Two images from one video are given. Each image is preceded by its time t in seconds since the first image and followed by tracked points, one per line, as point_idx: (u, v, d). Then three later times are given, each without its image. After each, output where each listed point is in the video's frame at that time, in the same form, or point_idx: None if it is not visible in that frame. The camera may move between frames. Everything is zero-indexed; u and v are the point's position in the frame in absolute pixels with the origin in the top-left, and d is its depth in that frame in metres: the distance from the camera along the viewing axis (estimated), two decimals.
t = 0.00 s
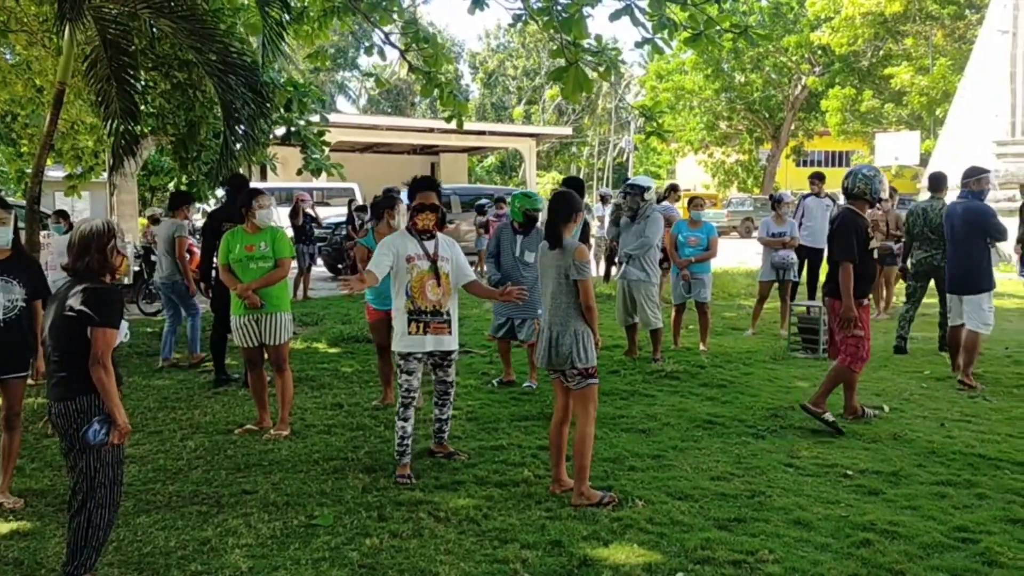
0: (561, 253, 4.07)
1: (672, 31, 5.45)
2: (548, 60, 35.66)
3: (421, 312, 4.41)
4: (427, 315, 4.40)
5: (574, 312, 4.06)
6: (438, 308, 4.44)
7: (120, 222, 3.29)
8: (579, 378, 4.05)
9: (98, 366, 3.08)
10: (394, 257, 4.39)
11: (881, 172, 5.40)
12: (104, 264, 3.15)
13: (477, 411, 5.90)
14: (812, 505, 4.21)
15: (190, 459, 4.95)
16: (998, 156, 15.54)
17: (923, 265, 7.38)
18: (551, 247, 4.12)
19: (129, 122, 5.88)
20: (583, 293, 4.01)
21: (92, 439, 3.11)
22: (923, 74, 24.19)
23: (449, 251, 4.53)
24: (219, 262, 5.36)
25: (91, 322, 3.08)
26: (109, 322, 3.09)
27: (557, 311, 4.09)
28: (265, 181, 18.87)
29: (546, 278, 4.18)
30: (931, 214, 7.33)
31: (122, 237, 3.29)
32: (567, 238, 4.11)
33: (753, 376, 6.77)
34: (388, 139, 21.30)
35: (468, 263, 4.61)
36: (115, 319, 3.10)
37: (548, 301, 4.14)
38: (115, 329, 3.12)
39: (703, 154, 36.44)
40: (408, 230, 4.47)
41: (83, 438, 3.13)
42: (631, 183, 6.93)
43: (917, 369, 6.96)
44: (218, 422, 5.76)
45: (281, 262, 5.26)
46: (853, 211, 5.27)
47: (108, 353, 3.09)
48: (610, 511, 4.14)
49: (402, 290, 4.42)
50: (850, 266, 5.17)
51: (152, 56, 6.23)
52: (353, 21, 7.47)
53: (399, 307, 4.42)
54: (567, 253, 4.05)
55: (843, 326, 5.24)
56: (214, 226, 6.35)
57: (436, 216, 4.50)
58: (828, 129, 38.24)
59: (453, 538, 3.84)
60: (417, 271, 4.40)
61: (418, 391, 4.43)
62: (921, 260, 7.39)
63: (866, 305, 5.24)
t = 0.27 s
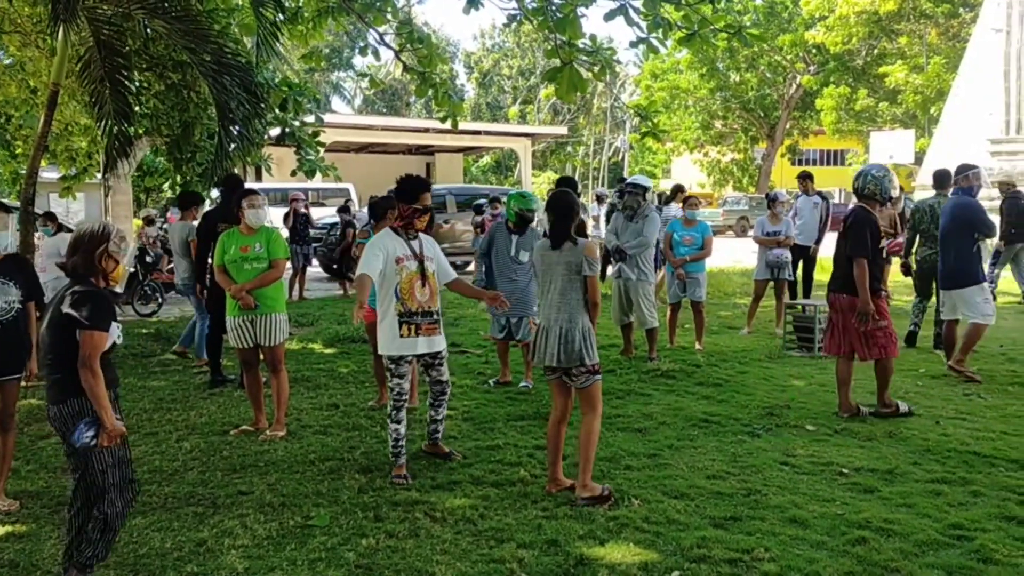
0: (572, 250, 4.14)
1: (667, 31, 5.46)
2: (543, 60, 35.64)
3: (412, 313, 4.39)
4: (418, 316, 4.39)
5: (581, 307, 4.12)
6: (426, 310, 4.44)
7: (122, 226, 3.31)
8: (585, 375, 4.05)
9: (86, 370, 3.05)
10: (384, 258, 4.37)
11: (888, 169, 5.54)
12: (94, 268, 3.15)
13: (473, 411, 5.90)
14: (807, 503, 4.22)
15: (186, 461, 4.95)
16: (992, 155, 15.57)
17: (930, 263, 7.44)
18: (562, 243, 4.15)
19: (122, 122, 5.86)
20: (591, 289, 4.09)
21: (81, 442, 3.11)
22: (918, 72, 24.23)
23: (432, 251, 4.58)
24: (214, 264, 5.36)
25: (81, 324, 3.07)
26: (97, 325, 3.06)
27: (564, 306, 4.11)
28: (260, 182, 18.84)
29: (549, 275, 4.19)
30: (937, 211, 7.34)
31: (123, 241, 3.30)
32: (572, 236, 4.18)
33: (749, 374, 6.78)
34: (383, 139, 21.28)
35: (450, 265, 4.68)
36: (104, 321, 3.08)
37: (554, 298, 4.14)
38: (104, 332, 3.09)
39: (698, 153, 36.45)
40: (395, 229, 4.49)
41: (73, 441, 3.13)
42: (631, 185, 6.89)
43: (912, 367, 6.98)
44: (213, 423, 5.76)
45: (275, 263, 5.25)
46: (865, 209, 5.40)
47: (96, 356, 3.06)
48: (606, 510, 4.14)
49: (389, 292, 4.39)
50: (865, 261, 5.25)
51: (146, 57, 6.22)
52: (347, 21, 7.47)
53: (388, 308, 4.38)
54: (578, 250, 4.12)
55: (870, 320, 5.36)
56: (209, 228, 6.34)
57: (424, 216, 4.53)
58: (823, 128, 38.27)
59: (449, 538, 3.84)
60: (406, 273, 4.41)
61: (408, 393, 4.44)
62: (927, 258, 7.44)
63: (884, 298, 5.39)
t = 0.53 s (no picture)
0: (592, 249, 4.16)
1: (662, 30, 5.47)
2: (538, 59, 35.64)
3: (411, 315, 4.41)
4: (415, 318, 4.42)
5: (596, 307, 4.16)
6: (422, 311, 4.48)
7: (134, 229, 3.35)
8: (593, 373, 4.07)
9: (87, 370, 3.05)
10: (386, 263, 4.34)
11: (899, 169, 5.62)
12: (102, 271, 3.17)
13: (469, 411, 5.90)
14: (802, 501, 4.23)
15: (182, 462, 4.94)
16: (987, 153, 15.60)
17: (930, 261, 7.47)
18: (583, 242, 4.13)
19: (116, 123, 5.87)
20: (606, 289, 4.18)
21: (82, 442, 3.15)
22: (912, 71, 24.28)
23: (422, 252, 4.63)
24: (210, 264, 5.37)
25: (84, 325, 3.08)
26: (101, 326, 3.07)
27: (578, 304, 4.11)
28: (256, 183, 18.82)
29: (567, 273, 4.13)
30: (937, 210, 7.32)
31: (134, 244, 3.33)
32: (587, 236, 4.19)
33: (745, 373, 6.79)
34: (379, 139, 21.27)
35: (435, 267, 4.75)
36: (108, 322, 3.09)
37: (572, 296, 4.11)
38: (109, 332, 3.10)
39: (694, 152, 36.47)
40: (392, 229, 4.45)
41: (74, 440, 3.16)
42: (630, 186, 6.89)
43: (908, 365, 6.99)
44: (209, 424, 5.75)
45: (270, 263, 5.24)
46: (879, 209, 5.50)
47: (99, 357, 3.07)
48: (602, 509, 4.15)
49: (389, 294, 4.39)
50: (879, 261, 5.33)
51: (141, 57, 6.22)
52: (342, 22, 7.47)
53: (388, 309, 4.37)
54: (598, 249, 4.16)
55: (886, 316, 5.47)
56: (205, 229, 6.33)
57: (420, 218, 4.53)
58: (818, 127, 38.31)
59: (445, 538, 3.84)
60: (405, 275, 4.42)
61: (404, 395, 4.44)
62: (926, 256, 7.50)
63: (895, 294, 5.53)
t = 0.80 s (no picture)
0: (603, 248, 4.17)
1: (656, 30, 5.48)
2: (533, 59, 35.66)
3: (409, 316, 4.44)
4: (414, 319, 4.44)
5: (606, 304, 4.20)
6: (419, 311, 4.50)
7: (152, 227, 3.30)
8: (600, 371, 4.08)
9: (106, 369, 3.03)
10: (383, 264, 4.33)
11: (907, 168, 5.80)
12: (119, 269, 3.13)
13: (464, 410, 5.91)
14: (796, 500, 4.24)
15: (176, 461, 4.94)
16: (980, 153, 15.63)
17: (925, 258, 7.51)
18: (595, 240, 4.13)
19: (111, 122, 5.86)
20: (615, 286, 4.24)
21: (98, 441, 3.09)
22: (906, 71, 24.35)
23: (417, 251, 4.63)
24: (204, 264, 5.37)
25: (103, 323, 3.05)
26: (120, 325, 3.05)
27: (591, 303, 4.11)
28: (251, 182, 18.81)
29: (579, 272, 4.12)
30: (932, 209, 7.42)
31: (150, 241, 3.29)
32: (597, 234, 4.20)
33: (739, 372, 6.80)
34: (374, 139, 21.27)
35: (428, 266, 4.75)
36: (127, 321, 3.06)
37: (585, 295, 4.11)
38: (127, 331, 3.07)
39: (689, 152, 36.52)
40: (384, 229, 4.44)
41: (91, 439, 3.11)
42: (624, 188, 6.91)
43: (901, 364, 7.01)
44: (203, 424, 5.74)
45: (265, 262, 5.23)
46: (883, 206, 5.76)
47: (118, 356, 3.04)
48: (597, 508, 4.16)
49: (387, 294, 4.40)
50: (883, 250, 5.65)
51: (135, 57, 6.21)
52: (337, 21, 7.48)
53: (386, 310, 4.38)
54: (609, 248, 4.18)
55: (881, 313, 5.70)
56: (199, 229, 6.32)
57: (413, 217, 4.54)
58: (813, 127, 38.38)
59: (440, 537, 3.85)
60: (402, 275, 4.43)
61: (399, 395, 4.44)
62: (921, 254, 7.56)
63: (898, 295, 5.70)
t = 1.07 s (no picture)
0: (607, 249, 4.18)
1: (651, 30, 5.49)
2: (529, 60, 35.66)
3: (398, 316, 4.42)
4: (403, 318, 4.42)
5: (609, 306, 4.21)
6: (410, 311, 4.49)
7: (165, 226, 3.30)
8: (600, 371, 4.10)
9: (124, 369, 3.03)
10: (370, 262, 4.34)
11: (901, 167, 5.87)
12: (133, 268, 3.14)
13: (458, 410, 5.91)
14: (789, 499, 4.25)
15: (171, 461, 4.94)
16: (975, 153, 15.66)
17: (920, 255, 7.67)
18: (598, 241, 4.14)
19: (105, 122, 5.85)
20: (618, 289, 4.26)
21: (121, 441, 3.12)
22: (901, 72, 24.41)
23: (411, 251, 4.61)
24: (199, 263, 5.36)
25: (119, 323, 3.03)
26: (136, 324, 3.03)
27: (595, 303, 4.11)
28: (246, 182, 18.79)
29: (582, 272, 4.12)
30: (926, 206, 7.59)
31: (163, 240, 3.29)
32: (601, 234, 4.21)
33: (733, 372, 6.82)
34: (369, 138, 21.26)
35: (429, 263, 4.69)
36: (143, 320, 3.06)
37: (587, 295, 4.12)
38: (143, 330, 3.06)
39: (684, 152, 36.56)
40: (376, 229, 4.46)
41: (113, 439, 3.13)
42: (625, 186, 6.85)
43: (895, 364, 7.03)
44: (197, 423, 5.74)
45: (260, 262, 5.23)
46: (878, 206, 5.92)
47: (135, 355, 3.03)
48: (591, 507, 4.16)
49: (376, 294, 4.39)
50: (869, 240, 5.80)
51: (130, 56, 6.21)
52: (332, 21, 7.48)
53: (375, 310, 4.38)
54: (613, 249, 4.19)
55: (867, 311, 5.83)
56: (194, 228, 6.31)
57: (405, 217, 4.55)
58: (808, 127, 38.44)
59: (434, 537, 3.85)
60: (392, 275, 4.42)
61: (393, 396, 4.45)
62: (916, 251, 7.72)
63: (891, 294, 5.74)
